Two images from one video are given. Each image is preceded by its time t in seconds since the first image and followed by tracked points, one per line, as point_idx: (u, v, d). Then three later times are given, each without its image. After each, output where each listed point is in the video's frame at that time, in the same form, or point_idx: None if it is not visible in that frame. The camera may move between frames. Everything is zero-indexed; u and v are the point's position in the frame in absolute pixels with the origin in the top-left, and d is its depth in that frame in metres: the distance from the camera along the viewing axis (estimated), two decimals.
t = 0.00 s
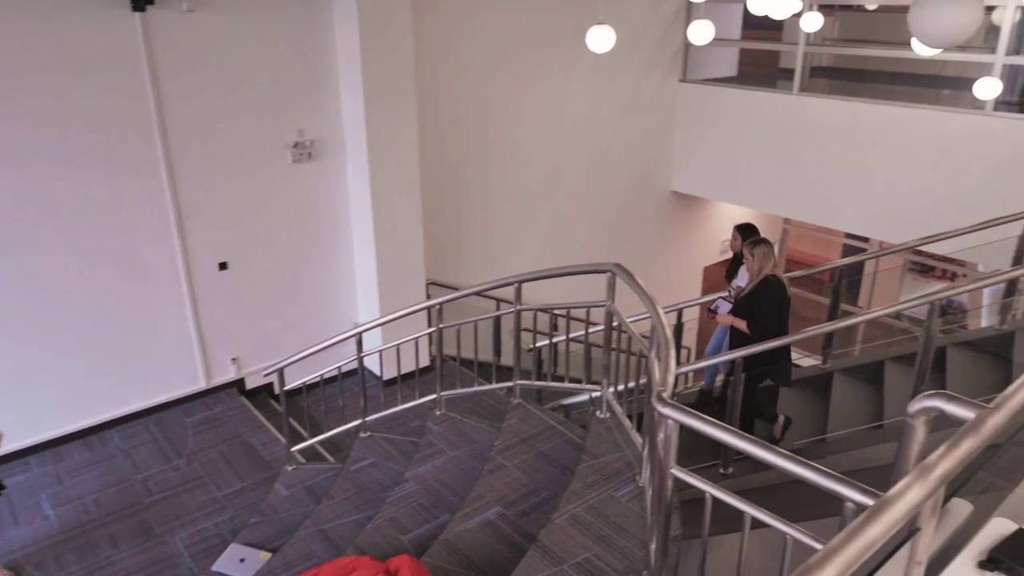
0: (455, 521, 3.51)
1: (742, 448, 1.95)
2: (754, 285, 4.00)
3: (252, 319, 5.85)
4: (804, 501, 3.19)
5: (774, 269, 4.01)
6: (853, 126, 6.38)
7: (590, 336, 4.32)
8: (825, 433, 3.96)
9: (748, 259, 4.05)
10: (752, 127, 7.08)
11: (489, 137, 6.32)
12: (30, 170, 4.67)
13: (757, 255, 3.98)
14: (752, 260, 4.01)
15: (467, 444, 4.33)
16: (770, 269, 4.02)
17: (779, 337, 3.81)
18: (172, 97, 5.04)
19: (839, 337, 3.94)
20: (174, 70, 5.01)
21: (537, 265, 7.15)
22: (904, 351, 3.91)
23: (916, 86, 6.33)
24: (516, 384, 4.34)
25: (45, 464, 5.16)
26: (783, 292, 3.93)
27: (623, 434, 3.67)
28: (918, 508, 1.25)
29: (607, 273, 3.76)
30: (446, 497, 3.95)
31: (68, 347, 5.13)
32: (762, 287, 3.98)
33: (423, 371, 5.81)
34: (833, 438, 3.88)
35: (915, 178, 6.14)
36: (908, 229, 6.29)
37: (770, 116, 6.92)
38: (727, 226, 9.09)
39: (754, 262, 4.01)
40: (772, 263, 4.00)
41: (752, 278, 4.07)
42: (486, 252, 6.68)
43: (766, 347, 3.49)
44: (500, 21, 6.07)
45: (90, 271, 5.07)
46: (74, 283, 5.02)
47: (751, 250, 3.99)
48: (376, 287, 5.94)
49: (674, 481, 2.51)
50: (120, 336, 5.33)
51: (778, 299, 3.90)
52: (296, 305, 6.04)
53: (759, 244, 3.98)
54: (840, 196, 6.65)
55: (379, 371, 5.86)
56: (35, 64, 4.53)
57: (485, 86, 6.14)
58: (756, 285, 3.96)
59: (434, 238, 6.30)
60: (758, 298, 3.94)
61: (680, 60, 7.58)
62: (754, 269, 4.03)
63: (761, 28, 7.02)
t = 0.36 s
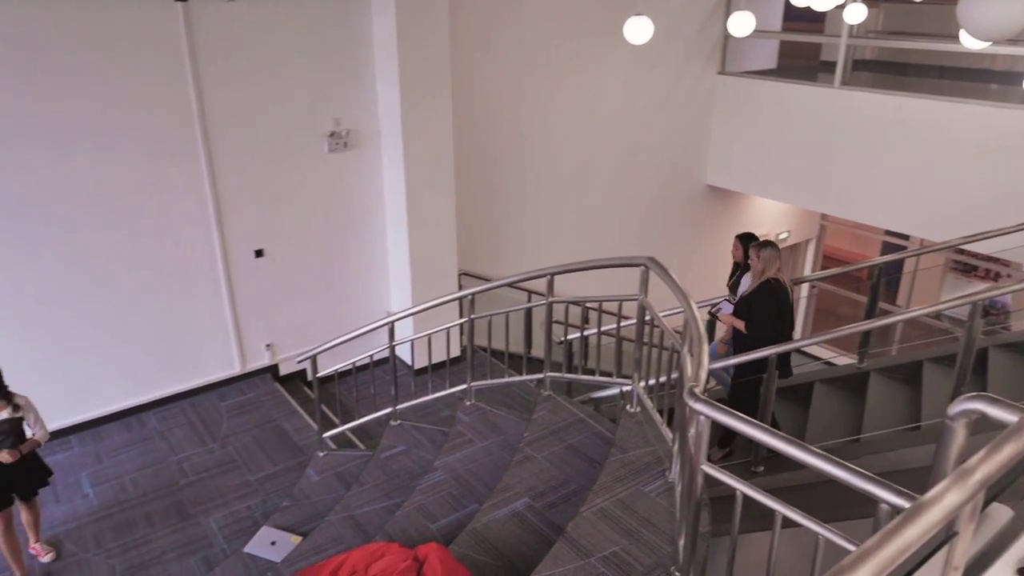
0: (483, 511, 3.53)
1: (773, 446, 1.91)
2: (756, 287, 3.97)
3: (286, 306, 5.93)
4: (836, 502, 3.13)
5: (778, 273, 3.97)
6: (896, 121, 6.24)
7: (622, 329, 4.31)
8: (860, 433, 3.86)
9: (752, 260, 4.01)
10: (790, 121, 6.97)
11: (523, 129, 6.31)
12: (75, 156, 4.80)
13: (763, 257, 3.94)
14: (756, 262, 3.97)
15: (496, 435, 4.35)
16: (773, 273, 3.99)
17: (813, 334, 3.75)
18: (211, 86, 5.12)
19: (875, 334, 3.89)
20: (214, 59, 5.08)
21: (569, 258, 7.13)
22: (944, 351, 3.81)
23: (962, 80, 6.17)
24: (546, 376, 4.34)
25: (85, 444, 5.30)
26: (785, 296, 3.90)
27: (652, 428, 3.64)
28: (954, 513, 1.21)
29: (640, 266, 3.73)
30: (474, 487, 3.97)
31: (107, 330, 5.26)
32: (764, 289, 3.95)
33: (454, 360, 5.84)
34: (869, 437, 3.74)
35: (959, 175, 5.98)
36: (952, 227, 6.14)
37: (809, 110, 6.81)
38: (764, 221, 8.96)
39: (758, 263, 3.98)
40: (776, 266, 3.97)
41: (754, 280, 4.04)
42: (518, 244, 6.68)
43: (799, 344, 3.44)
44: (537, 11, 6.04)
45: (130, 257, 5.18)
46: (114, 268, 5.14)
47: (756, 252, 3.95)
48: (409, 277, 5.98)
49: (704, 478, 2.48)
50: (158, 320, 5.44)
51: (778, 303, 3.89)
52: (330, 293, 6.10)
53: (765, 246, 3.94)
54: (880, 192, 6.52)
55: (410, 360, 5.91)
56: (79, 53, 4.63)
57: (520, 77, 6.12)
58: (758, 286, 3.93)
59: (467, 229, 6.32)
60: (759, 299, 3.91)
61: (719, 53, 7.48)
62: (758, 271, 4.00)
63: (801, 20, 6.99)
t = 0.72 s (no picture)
0: (513, 503, 3.54)
1: (805, 447, 1.88)
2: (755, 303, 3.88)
3: (322, 295, 6.00)
4: (871, 507, 3.07)
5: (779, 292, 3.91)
6: (943, 119, 6.08)
7: (657, 326, 4.27)
8: (897, 436, 3.78)
9: (754, 277, 3.96)
10: (833, 117, 6.84)
11: (560, 122, 6.29)
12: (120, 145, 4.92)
13: (767, 273, 3.87)
14: (758, 278, 3.90)
15: (527, 428, 4.36)
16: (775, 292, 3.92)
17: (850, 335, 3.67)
18: (252, 78, 5.20)
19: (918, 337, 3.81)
20: (256, 51, 5.15)
21: (604, 253, 7.09)
22: (990, 357, 3.73)
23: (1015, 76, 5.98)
24: (578, 370, 4.33)
25: (125, 426, 5.44)
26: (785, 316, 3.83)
27: (685, 426, 3.62)
28: (993, 523, 1.17)
29: (676, 262, 3.69)
30: (504, 479, 3.98)
31: (149, 317, 5.39)
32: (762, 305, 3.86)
33: (487, 353, 5.85)
34: (907, 442, 3.65)
35: (1008, 173, 5.80)
36: (1000, 228, 5.96)
37: (852, 105, 6.67)
38: (803, 219, 8.79)
39: (760, 280, 3.90)
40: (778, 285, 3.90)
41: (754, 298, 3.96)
42: (552, 238, 6.66)
43: (836, 345, 3.37)
44: (577, 5, 6.00)
45: (170, 244, 5.29)
46: (156, 256, 5.26)
47: (760, 269, 3.89)
48: (443, 268, 6.01)
49: (736, 478, 2.44)
50: (197, 307, 5.54)
51: (776, 319, 3.79)
52: (365, 284, 6.16)
53: (770, 264, 3.88)
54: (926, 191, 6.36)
55: (443, 351, 5.94)
56: (127, 44, 4.75)
57: (558, 70, 6.10)
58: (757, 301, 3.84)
59: (502, 223, 6.33)
60: (756, 313, 3.81)
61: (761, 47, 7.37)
62: (759, 287, 3.92)
63: (847, 15, 6.91)
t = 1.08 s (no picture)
0: (539, 501, 3.54)
1: (838, 452, 1.85)
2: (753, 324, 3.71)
3: (353, 289, 6.05)
4: (905, 516, 3.01)
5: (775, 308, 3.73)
6: (987, 120, 5.93)
7: (687, 326, 4.23)
8: (932, 443, 3.71)
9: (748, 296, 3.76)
10: (871, 116, 6.71)
11: (593, 120, 6.26)
12: (159, 139, 5.02)
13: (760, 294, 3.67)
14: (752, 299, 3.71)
15: (555, 426, 4.35)
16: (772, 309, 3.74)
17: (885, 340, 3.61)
18: (289, 73, 5.26)
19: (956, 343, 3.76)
20: (293, 46, 5.21)
21: (634, 251, 7.04)
22: None
23: None
24: (607, 369, 4.32)
25: (160, 413, 5.55)
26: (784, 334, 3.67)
27: (714, 428, 3.58)
28: None
29: (709, 262, 3.65)
30: (530, 476, 3.99)
31: (185, 308, 5.49)
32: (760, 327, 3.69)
33: (515, 350, 5.86)
34: (942, 449, 3.57)
35: None
36: None
37: (892, 105, 6.55)
38: (839, 220, 8.64)
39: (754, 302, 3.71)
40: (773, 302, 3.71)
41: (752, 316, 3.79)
42: (583, 236, 6.64)
43: (870, 349, 3.31)
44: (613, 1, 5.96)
45: (205, 236, 5.38)
46: (192, 247, 5.36)
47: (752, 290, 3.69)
48: (473, 264, 6.03)
49: (766, 482, 2.41)
50: (230, 299, 5.63)
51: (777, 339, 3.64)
52: (395, 279, 6.20)
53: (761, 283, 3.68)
54: (967, 194, 6.21)
55: (472, 347, 5.96)
56: (167, 39, 4.84)
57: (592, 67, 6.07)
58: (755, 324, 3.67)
59: (532, 220, 6.33)
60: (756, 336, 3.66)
61: (799, 45, 7.26)
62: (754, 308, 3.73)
63: (887, 13, 6.80)
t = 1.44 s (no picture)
0: (565, 495, 3.54)
1: (871, 454, 1.82)
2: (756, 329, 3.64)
3: (384, 281, 6.10)
4: (938, 521, 2.96)
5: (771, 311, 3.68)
6: None
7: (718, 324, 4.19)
8: (968, 449, 3.64)
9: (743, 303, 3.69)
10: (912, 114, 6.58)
11: (626, 115, 6.22)
12: (197, 129, 5.11)
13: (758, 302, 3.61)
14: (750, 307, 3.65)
15: (582, 421, 4.35)
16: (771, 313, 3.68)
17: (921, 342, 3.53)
18: (324, 65, 5.31)
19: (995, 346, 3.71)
20: (329, 39, 5.26)
21: (665, 247, 6.99)
22: None
23: None
24: (636, 365, 4.31)
25: (193, 399, 5.66)
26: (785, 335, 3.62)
27: (743, 427, 3.55)
28: None
29: (742, 259, 3.61)
30: (557, 470, 3.99)
31: (219, 296, 5.59)
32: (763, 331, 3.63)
33: (544, 344, 5.86)
34: (979, 455, 3.49)
35: None
36: None
37: (934, 102, 6.41)
38: (876, 219, 8.48)
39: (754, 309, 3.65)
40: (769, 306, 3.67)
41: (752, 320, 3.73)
42: (614, 231, 6.61)
43: (905, 351, 3.24)
44: None
45: (240, 226, 5.46)
46: (226, 237, 5.45)
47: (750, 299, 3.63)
48: (503, 258, 6.04)
49: (796, 482, 2.39)
50: (263, 288, 5.72)
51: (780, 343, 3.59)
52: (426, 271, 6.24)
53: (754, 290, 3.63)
54: (1010, 193, 6.06)
55: (501, 340, 5.98)
56: (207, 31, 4.92)
57: (626, 62, 6.02)
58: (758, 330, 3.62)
59: (563, 215, 6.32)
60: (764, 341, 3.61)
61: (839, 41, 7.14)
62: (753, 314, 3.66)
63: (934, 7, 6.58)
